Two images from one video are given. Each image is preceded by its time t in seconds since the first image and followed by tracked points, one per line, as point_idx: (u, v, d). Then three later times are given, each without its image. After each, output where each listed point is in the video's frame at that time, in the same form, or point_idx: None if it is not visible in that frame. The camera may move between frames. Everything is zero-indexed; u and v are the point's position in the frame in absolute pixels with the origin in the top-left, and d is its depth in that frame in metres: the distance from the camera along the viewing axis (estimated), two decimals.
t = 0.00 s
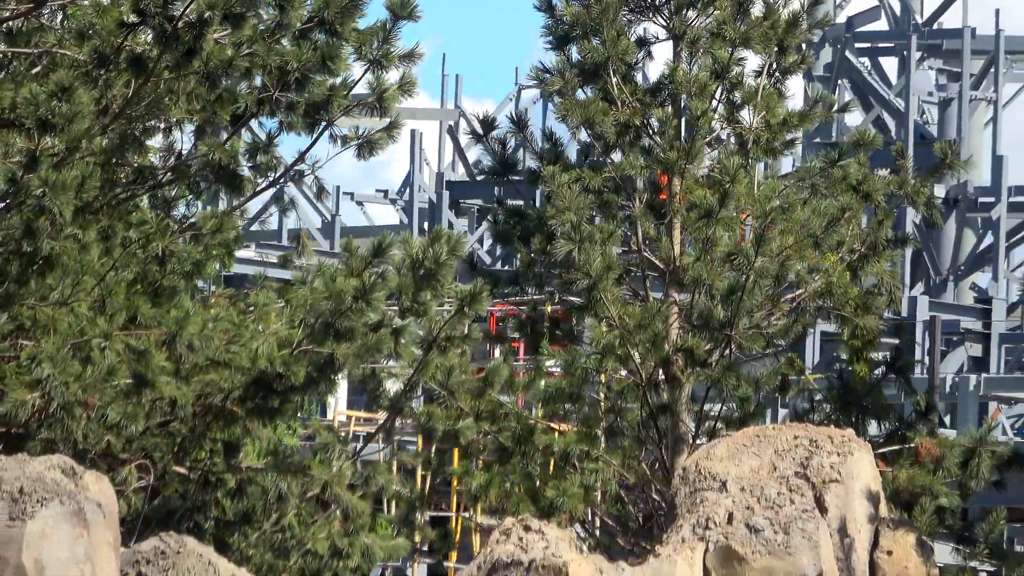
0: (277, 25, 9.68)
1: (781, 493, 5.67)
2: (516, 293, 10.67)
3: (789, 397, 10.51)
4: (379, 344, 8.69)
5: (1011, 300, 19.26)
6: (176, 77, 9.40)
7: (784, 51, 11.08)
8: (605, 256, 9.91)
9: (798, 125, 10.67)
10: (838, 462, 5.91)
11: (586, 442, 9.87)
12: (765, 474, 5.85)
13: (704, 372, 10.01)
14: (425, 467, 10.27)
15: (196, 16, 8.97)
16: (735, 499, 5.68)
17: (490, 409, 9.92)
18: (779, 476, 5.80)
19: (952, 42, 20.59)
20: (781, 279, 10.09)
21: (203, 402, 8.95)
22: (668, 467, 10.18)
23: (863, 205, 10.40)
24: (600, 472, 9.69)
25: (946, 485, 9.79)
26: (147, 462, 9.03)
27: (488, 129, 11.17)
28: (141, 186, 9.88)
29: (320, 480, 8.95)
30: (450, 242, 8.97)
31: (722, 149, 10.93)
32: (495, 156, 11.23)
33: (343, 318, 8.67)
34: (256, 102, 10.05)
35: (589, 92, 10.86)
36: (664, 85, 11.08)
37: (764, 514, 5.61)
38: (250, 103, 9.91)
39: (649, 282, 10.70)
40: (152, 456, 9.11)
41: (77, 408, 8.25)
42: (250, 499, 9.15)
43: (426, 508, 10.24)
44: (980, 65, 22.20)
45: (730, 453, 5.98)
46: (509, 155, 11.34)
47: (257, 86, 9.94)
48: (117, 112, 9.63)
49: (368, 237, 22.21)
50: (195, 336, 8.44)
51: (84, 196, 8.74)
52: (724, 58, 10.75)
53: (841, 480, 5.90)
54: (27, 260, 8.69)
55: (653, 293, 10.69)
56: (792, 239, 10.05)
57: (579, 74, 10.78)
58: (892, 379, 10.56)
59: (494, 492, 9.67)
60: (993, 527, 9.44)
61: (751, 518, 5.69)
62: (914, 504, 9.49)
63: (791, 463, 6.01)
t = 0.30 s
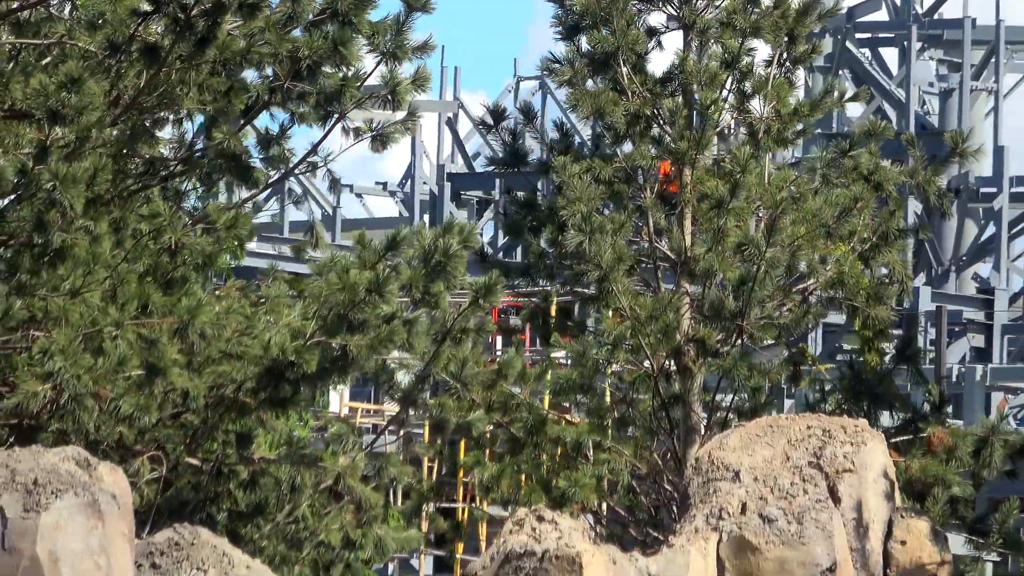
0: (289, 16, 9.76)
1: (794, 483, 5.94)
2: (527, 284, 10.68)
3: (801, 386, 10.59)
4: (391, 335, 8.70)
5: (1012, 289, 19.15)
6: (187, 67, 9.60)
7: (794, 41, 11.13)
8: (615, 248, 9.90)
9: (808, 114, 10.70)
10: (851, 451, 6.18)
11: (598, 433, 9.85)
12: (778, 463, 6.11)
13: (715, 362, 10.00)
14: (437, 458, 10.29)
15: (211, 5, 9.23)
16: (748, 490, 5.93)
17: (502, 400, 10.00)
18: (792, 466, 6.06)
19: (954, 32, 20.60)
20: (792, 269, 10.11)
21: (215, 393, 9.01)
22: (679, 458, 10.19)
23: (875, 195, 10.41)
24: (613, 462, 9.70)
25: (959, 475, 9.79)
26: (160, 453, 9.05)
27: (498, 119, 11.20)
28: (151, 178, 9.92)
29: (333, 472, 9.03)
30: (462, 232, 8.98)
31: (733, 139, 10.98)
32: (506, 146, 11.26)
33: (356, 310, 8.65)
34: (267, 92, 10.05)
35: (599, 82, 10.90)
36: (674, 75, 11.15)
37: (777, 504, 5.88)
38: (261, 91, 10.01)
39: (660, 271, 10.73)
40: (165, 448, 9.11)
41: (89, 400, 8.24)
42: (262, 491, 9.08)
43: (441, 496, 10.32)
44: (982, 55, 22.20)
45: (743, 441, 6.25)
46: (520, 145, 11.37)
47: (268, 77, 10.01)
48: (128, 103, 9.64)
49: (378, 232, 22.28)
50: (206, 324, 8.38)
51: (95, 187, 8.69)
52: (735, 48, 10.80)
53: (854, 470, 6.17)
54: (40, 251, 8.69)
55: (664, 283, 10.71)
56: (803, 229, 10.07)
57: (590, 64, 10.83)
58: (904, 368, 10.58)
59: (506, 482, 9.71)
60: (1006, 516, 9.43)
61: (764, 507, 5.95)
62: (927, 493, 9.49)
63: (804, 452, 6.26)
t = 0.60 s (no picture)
0: None
1: (814, 471, 7.21)
2: (547, 270, 10.71)
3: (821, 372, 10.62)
4: (414, 319, 8.76)
5: (1022, 278, 18.89)
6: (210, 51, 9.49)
7: (816, 27, 11.16)
8: (634, 234, 9.84)
9: (830, 101, 10.71)
10: (872, 439, 7.49)
11: (618, 419, 9.80)
12: (798, 451, 7.41)
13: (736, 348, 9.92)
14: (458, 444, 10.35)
15: None
16: (769, 478, 7.22)
17: (522, 386, 9.98)
18: (812, 457, 7.30)
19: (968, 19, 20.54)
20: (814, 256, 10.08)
21: (236, 379, 8.92)
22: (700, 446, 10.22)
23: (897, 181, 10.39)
24: (633, 450, 9.72)
25: (979, 463, 9.78)
26: (180, 438, 9.05)
27: (518, 105, 11.27)
28: (172, 162, 9.91)
29: (354, 459, 9.06)
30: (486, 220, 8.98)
31: (753, 125, 11.01)
32: (525, 132, 11.32)
33: (377, 293, 8.58)
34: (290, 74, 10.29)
35: (620, 68, 10.92)
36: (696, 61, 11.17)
37: (798, 491, 7.12)
38: (284, 74, 10.28)
39: (680, 258, 10.77)
40: (186, 433, 9.12)
41: (109, 385, 8.17)
42: (283, 477, 9.26)
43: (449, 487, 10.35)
44: (995, 43, 22.15)
45: (765, 431, 7.58)
46: (539, 131, 11.41)
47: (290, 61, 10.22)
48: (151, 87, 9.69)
49: (388, 218, 22.30)
50: (226, 310, 8.52)
51: (115, 173, 8.67)
52: (756, 34, 10.83)
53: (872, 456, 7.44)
54: (60, 237, 8.69)
55: (684, 270, 10.76)
56: (824, 216, 10.05)
57: (611, 51, 10.87)
58: (924, 356, 10.62)
59: (526, 468, 9.76)
60: None
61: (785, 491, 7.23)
62: (947, 482, 9.49)
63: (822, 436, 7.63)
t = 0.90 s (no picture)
0: None
1: (838, 457, 7.23)
2: (568, 256, 10.78)
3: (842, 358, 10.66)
4: (438, 305, 8.87)
5: None
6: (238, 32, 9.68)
7: (840, 13, 11.16)
8: (655, 219, 9.81)
9: (853, 86, 10.71)
10: (894, 425, 7.47)
11: (641, 405, 9.76)
12: (822, 438, 7.44)
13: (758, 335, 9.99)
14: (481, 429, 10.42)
15: None
16: (792, 464, 7.27)
17: (543, 373, 10.00)
18: (835, 443, 7.34)
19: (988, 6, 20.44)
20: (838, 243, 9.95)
21: (260, 364, 8.97)
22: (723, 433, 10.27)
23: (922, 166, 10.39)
24: (656, 436, 9.76)
25: (1001, 450, 9.78)
26: (202, 424, 9.04)
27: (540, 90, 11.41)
28: (194, 147, 9.91)
29: (377, 445, 9.26)
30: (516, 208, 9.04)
31: (776, 110, 11.01)
32: (547, 117, 11.46)
33: (406, 278, 8.67)
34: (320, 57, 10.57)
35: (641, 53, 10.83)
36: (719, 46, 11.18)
37: (821, 478, 7.16)
38: (312, 56, 10.54)
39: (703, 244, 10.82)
40: (209, 418, 9.11)
41: (131, 369, 8.19)
42: (307, 463, 9.32)
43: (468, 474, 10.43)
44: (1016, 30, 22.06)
45: (788, 418, 7.63)
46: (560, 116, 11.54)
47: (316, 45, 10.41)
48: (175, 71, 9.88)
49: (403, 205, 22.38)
50: (250, 296, 8.63)
51: (142, 158, 8.75)
52: (779, 19, 10.84)
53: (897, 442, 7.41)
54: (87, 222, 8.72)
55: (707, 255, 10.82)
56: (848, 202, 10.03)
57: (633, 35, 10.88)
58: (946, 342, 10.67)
59: (547, 455, 9.79)
60: None
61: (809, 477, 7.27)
62: (971, 470, 9.46)
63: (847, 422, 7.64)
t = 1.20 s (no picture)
0: None
1: (859, 438, 7.59)
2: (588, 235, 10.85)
3: (863, 339, 10.68)
4: (463, 285, 8.74)
5: None
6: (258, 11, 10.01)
7: None
8: (676, 198, 9.79)
9: (875, 66, 10.72)
10: (917, 405, 7.77)
11: (661, 386, 9.92)
12: (843, 417, 7.81)
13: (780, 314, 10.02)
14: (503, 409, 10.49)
15: None
16: (814, 444, 7.63)
17: (564, 354, 10.02)
18: (857, 423, 7.69)
19: None
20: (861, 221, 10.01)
21: (281, 343, 9.02)
22: (743, 414, 10.32)
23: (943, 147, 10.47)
24: (676, 416, 9.80)
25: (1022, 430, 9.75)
26: (223, 403, 9.10)
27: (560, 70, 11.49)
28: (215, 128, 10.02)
29: (399, 427, 9.25)
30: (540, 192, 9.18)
31: (797, 90, 11.03)
32: (566, 97, 11.55)
33: (429, 256, 8.63)
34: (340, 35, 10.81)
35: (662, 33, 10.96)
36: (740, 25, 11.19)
37: (843, 457, 7.52)
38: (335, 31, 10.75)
39: (723, 224, 10.86)
40: (229, 396, 9.19)
41: (155, 347, 8.16)
42: (328, 443, 9.38)
43: (487, 453, 10.49)
44: None
45: (810, 397, 7.99)
46: (580, 95, 11.62)
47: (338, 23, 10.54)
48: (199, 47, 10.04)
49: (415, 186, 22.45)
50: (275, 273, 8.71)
51: (169, 133, 8.67)
52: None
53: (920, 422, 7.72)
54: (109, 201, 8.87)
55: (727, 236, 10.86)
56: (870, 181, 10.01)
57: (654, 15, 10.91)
58: (968, 323, 10.70)
59: (567, 434, 9.81)
60: None
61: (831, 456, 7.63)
62: (993, 449, 9.41)
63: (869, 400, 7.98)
